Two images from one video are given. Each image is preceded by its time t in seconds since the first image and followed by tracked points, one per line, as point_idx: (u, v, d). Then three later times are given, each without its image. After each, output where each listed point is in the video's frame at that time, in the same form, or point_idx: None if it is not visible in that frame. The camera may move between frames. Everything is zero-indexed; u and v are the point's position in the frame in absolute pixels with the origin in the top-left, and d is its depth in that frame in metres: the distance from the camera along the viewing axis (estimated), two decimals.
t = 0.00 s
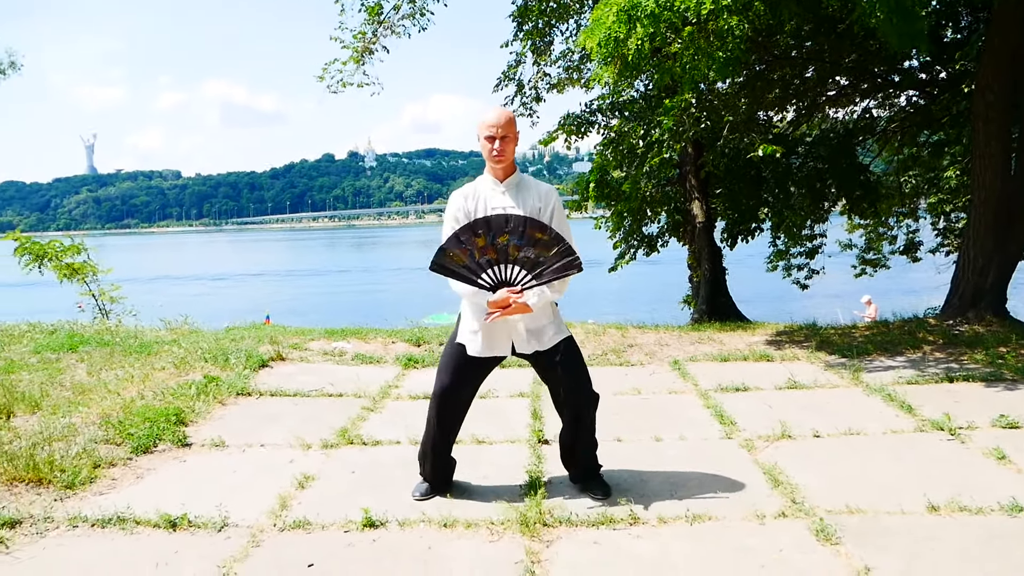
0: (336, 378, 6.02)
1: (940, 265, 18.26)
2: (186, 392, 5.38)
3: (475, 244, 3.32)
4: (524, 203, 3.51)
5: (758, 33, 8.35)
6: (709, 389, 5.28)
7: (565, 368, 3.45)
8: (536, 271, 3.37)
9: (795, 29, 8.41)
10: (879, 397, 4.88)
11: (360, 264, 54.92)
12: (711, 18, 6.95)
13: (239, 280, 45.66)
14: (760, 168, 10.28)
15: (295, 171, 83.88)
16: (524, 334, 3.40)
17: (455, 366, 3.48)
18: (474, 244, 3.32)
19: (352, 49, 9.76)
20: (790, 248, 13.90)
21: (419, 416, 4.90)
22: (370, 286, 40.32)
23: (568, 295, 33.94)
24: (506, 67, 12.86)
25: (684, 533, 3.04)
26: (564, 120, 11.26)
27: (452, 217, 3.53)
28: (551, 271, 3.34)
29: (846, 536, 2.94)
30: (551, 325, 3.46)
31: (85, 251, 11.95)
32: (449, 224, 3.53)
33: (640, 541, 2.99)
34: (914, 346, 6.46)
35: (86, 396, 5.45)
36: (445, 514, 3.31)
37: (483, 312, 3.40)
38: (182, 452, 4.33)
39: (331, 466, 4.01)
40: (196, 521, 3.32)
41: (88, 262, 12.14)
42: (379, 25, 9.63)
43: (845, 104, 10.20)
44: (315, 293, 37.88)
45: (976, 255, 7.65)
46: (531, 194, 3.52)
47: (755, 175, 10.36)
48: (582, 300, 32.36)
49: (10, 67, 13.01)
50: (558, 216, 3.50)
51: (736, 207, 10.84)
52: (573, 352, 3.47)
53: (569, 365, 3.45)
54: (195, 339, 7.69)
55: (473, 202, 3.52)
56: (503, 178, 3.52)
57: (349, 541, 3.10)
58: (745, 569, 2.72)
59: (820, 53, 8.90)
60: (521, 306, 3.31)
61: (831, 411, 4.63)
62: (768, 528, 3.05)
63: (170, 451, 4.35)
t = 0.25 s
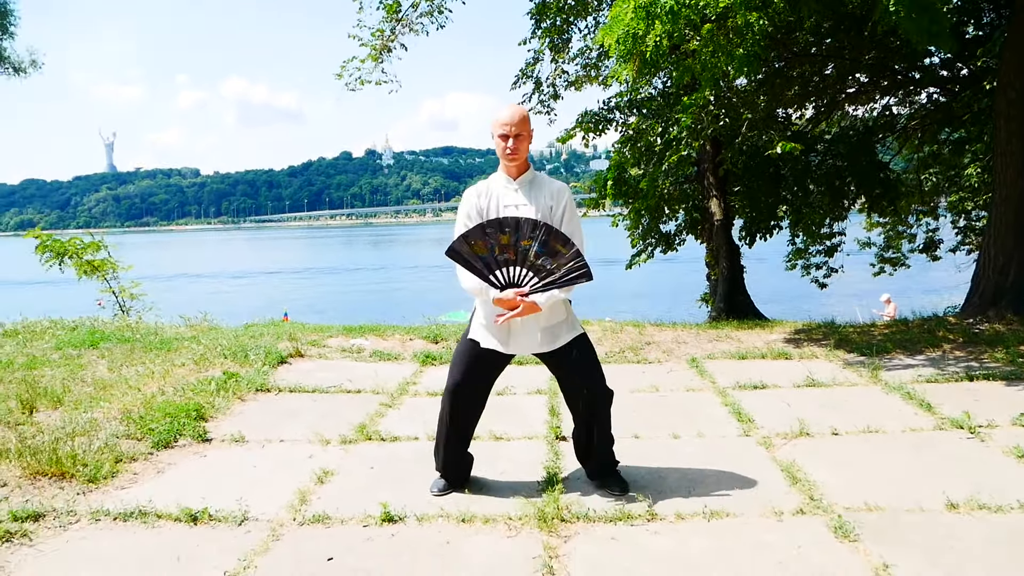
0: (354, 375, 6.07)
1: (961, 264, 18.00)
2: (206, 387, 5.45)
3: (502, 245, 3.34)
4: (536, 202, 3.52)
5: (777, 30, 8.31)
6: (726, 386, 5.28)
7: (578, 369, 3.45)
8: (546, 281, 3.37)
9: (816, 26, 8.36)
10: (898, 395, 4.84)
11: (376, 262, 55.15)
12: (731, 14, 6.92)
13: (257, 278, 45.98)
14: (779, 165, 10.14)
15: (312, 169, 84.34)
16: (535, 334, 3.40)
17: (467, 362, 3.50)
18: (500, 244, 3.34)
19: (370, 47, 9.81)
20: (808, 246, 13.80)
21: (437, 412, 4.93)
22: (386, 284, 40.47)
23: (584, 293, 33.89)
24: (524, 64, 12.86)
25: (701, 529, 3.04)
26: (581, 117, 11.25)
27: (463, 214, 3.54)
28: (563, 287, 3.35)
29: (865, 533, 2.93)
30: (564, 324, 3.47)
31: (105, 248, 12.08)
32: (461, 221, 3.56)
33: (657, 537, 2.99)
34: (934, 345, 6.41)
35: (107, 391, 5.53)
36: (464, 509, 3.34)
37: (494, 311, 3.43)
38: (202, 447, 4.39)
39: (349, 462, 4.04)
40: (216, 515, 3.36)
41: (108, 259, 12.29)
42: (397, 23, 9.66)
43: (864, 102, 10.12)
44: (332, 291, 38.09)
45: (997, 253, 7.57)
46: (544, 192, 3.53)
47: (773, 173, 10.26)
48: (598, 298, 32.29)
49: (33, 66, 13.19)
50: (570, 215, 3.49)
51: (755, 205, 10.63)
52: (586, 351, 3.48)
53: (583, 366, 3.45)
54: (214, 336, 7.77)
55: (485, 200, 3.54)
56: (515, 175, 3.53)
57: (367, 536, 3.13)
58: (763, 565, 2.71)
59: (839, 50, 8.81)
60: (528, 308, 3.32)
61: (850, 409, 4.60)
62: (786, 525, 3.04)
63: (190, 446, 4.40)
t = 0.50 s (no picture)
0: (362, 369, 6.08)
1: (969, 259, 17.83)
2: (213, 382, 5.47)
3: (477, 240, 3.32)
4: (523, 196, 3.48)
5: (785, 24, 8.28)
6: (733, 381, 5.27)
7: (578, 368, 3.44)
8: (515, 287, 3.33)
9: (824, 19, 8.36)
10: (906, 390, 4.83)
11: (383, 257, 55.21)
12: (740, 8, 6.88)
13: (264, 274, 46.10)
14: (787, 160, 10.07)
15: (319, 165, 84.44)
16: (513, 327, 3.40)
17: (466, 353, 3.48)
18: (475, 240, 3.33)
19: (377, 42, 9.80)
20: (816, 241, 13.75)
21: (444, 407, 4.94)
22: (393, 279, 40.51)
23: (591, 288, 33.86)
24: (531, 59, 12.84)
25: (709, 524, 3.04)
26: (588, 112, 11.23)
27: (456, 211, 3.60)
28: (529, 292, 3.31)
29: (872, 528, 2.92)
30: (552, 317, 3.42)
31: (113, 243, 12.13)
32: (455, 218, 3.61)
33: (663, 532, 2.99)
34: (942, 340, 6.38)
35: (115, 386, 5.56)
36: (471, 503, 3.34)
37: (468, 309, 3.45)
38: (209, 442, 4.41)
39: (357, 456, 4.05)
40: (223, 509, 3.38)
41: (116, 254, 12.34)
42: (405, 18, 9.65)
43: (873, 96, 10.03)
44: (339, 286, 38.16)
45: (1006, 248, 7.52)
46: (530, 186, 3.48)
47: (783, 168, 10.18)
48: (605, 293, 32.26)
49: (41, 63, 13.22)
50: (553, 206, 3.41)
51: (762, 200, 10.54)
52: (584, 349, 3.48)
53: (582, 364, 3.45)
54: (222, 331, 7.80)
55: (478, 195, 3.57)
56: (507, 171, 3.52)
57: (375, 530, 3.14)
58: (769, 560, 2.71)
59: (849, 45, 8.75)
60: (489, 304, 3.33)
61: (858, 403, 4.59)
62: (793, 519, 3.03)
63: (198, 440, 4.42)
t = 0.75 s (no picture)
0: (362, 364, 6.08)
1: (970, 253, 17.70)
2: (213, 377, 5.46)
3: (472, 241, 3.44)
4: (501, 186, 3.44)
5: (786, 18, 8.26)
6: (734, 376, 5.26)
7: (578, 371, 3.46)
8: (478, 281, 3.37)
9: (824, 16, 8.25)
10: (906, 385, 4.82)
11: (383, 252, 55.17)
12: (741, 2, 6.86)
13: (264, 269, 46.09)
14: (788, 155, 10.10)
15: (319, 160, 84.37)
16: (489, 316, 3.39)
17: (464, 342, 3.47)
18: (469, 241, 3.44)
19: (377, 36, 9.77)
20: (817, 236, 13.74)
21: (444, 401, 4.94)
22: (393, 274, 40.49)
23: (591, 283, 33.84)
24: (532, 53, 12.81)
25: (709, 517, 3.04)
26: (589, 106, 11.21)
27: (457, 206, 3.68)
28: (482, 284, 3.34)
29: (872, 522, 2.91)
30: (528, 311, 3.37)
31: (113, 238, 12.11)
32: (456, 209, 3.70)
33: (663, 526, 2.99)
34: (943, 334, 6.37)
35: (115, 380, 5.55)
36: (471, 497, 3.34)
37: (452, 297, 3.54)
38: (209, 436, 4.41)
39: (357, 450, 4.05)
40: (224, 503, 3.38)
41: (116, 249, 12.32)
42: (405, 12, 9.61)
43: (875, 91, 10.02)
44: (339, 281, 38.14)
45: (1007, 243, 7.51)
46: (505, 177, 3.43)
47: (783, 163, 10.27)
48: (605, 288, 32.23)
49: (40, 57, 13.19)
50: (518, 196, 3.33)
51: (762, 194, 10.61)
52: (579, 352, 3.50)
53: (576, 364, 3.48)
54: (222, 325, 7.79)
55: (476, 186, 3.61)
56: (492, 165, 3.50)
57: (375, 524, 3.14)
58: (769, 553, 2.71)
59: (850, 40, 8.72)
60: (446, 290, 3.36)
61: (858, 398, 4.58)
62: (794, 513, 3.03)
63: (198, 435, 4.42)
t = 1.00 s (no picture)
0: (362, 358, 6.07)
1: (970, 248, 17.65)
2: (213, 370, 5.46)
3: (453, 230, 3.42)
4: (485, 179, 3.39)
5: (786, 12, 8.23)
6: (733, 370, 5.26)
7: (579, 366, 3.46)
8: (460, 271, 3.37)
9: (826, 7, 8.36)
10: (906, 379, 4.82)
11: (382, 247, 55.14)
12: None
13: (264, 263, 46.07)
14: (788, 149, 10.10)
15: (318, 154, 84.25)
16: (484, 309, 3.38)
17: (463, 338, 3.46)
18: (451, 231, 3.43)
19: (377, 30, 9.74)
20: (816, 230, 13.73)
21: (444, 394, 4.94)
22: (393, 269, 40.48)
23: (590, 278, 33.82)
24: (532, 47, 12.78)
25: (708, 511, 3.04)
26: (589, 100, 11.18)
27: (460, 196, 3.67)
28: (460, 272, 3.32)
29: (872, 516, 2.91)
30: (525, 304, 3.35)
31: (112, 232, 12.09)
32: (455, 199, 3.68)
33: (663, 519, 2.99)
34: (943, 329, 6.37)
35: (114, 374, 5.54)
36: (470, 491, 3.34)
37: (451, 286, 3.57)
38: (208, 429, 4.40)
39: (356, 444, 4.05)
40: (223, 497, 3.38)
41: (116, 243, 12.30)
42: (404, 5, 9.58)
43: (876, 85, 9.97)
44: (338, 276, 38.11)
45: (1006, 238, 7.49)
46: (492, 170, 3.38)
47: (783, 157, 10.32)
48: (604, 283, 32.23)
49: (39, 51, 13.15)
50: (496, 187, 3.28)
51: (762, 188, 10.66)
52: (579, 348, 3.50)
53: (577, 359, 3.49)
54: (222, 319, 7.79)
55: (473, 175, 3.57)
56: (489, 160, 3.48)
57: (374, 517, 3.14)
58: (768, 547, 2.71)
59: (851, 34, 8.60)
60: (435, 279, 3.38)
61: (858, 392, 4.58)
62: (793, 507, 3.03)
63: (197, 428, 4.41)
